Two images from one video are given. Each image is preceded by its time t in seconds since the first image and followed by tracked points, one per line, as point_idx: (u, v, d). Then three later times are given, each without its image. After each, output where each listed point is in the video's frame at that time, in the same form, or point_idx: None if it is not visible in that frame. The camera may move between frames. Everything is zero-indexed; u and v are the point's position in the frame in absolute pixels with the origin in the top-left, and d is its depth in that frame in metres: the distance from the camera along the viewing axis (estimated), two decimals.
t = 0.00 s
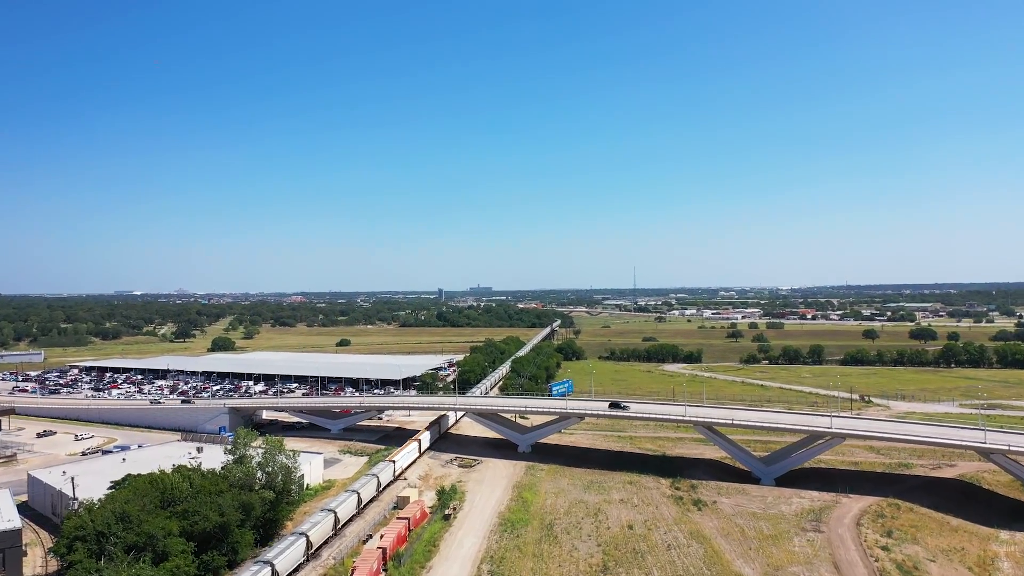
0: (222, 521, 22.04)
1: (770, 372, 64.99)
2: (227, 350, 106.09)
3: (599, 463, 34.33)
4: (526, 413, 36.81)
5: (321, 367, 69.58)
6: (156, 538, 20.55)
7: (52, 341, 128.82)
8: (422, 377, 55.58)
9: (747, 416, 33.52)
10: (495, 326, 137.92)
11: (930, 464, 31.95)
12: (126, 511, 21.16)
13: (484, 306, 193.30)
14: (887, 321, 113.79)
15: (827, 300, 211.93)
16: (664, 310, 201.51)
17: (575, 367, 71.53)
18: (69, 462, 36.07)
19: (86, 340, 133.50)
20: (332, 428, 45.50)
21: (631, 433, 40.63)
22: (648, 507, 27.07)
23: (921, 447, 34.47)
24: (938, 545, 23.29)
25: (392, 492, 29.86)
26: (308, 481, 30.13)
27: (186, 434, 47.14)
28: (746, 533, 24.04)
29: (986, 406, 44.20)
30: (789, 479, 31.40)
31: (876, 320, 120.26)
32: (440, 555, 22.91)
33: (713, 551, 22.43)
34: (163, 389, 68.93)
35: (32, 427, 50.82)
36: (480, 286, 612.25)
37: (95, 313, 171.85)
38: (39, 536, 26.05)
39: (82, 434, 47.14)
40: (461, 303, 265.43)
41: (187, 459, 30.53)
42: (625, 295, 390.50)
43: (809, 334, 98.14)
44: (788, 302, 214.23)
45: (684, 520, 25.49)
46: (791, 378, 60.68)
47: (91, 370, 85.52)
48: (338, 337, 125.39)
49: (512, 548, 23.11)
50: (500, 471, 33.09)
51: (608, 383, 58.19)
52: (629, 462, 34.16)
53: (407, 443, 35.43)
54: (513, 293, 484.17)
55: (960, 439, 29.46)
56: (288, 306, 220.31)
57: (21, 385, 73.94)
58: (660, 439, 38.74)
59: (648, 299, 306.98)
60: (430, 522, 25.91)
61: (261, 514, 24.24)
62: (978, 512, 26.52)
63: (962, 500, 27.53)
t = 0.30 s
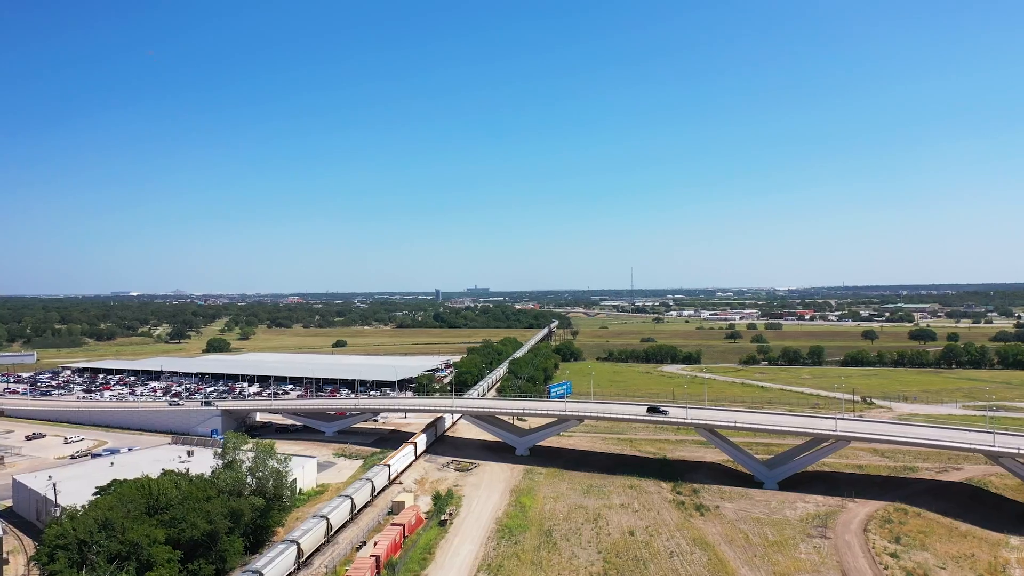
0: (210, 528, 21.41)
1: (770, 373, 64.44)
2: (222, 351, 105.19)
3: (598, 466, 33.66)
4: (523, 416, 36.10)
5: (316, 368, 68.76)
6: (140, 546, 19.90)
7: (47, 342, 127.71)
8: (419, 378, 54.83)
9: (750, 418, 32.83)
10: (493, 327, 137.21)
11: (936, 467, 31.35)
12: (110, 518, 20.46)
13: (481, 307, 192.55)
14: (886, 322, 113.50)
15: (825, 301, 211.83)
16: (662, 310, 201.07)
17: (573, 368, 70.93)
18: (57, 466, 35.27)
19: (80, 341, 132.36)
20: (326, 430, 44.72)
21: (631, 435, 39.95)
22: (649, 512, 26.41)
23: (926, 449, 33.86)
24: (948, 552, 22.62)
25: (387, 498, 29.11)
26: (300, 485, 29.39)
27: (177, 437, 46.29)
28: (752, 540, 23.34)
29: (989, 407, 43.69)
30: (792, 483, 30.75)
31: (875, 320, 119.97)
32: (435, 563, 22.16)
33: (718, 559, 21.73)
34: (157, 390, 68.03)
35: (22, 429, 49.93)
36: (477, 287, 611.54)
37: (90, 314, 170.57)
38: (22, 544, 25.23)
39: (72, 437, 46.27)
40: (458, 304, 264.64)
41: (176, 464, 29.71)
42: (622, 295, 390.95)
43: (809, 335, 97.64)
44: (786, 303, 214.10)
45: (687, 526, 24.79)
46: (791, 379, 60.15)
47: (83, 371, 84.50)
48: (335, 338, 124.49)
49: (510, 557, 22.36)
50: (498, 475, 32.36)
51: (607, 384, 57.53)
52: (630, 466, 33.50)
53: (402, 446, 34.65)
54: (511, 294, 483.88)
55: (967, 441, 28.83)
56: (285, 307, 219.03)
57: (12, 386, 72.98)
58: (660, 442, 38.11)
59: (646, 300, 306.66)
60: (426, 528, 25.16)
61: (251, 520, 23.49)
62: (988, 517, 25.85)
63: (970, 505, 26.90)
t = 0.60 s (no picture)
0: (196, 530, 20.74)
1: (768, 369, 63.98)
2: (216, 346, 104.23)
3: (596, 463, 33.06)
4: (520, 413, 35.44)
5: (310, 364, 67.93)
6: (122, 549, 19.10)
7: (39, 337, 126.36)
8: (414, 374, 54.06)
9: (750, 415, 32.21)
10: (489, 322, 136.56)
11: (939, 465, 30.82)
12: (91, 520, 19.72)
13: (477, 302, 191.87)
14: (883, 317, 113.33)
15: (821, 296, 211.73)
16: (659, 306, 200.60)
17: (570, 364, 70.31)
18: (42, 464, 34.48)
19: (73, 336, 131.07)
20: (319, 427, 43.97)
21: (629, 432, 39.36)
22: (648, 510, 25.81)
23: (928, 446, 33.34)
24: (954, 552, 22.08)
25: (380, 496, 28.43)
26: (290, 484, 28.70)
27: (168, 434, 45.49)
28: (754, 540, 22.76)
29: (990, 403, 43.27)
30: (793, 480, 30.21)
31: (872, 315, 119.81)
32: (429, 565, 21.51)
33: (719, 560, 21.14)
34: (148, 386, 67.11)
35: (9, 426, 49.01)
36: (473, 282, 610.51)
37: (83, 310, 169.05)
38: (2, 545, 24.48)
39: (60, 434, 45.41)
40: (454, 299, 263.81)
41: (164, 463, 28.96)
42: (619, 291, 390.73)
43: (806, 330, 97.26)
44: (783, 298, 213.79)
45: (687, 525, 24.22)
46: (790, 375, 59.66)
47: (74, 367, 83.45)
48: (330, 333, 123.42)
49: (505, 558, 21.72)
50: (494, 473, 31.71)
51: (604, 380, 56.93)
52: (628, 463, 32.90)
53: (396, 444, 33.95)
54: (507, 289, 483.28)
55: (972, 438, 28.29)
56: (280, 302, 217.86)
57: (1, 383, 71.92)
58: (658, 439, 37.53)
59: (642, 295, 306.40)
60: (419, 528, 24.49)
61: (238, 521, 22.81)
62: (993, 515, 25.34)
63: (975, 503, 26.37)
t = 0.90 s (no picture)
0: (178, 529, 20.03)
1: (766, 361, 63.43)
2: (209, 339, 103.16)
3: (593, 457, 32.36)
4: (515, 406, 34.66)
5: (303, 357, 66.99)
6: (100, 550, 18.23)
7: (29, 330, 124.78)
8: (407, 366, 53.24)
9: (751, 408, 31.50)
10: (484, 314, 135.73)
11: (943, 458, 30.23)
12: (67, 519, 18.81)
13: (473, 294, 190.96)
14: (879, 309, 113.15)
15: (818, 288, 211.65)
16: (655, 297, 200.29)
17: (566, 356, 69.62)
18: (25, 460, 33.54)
19: (65, 329, 129.65)
20: (310, 421, 43.13)
21: (626, 425, 38.67)
22: (647, 506, 25.12)
23: (931, 440, 32.76)
24: (962, 548, 21.47)
25: (371, 492, 27.67)
26: (279, 480, 27.91)
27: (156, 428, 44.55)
28: (756, 537, 22.10)
29: (990, 395, 42.78)
30: (794, 475, 29.57)
31: (868, 307, 119.64)
32: (421, 564, 20.77)
33: (722, 558, 20.45)
34: (138, 379, 66.07)
35: None
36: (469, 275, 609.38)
37: (75, 302, 167.34)
38: None
39: (45, 428, 44.43)
40: (449, 292, 262.73)
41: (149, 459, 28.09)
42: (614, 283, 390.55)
43: (803, 322, 96.89)
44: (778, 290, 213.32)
45: (687, 522, 23.54)
46: (788, 367, 59.09)
47: (64, 359, 82.27)
48: (324, 326, 122.39)
49: (500, 557, 20.98)
50: (488, 468, 30.97)
51: (600, 373, 56.23)
52: (625, 457, 32.22)
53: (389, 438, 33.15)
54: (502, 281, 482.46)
55: (977, 431, 27.67)
56: (274, 294, 216.34)
57: None
58: (656, 432, 36.86)
59: (638, 287, 305.85)
60: (411, 526, 23.76)
61: (223, 519, 22.11)
62: (999, 510, 24.74)
63: (980, 498, 25.78)
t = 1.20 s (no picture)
0: (156, 532, 19.03)
1: (763, 354, 62.79)
2: (199, 332, 101.79)
3: (589, 453, 31.55)
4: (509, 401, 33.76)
5: (294, 350, 65.97)
6: (71, 555, 17.22)
7: (18, 324, 122.97)
8: (399, 360, 52.28)
9: (750, 403, 30.70)
10: (478, 307, 134.74)
11: (947, 454, 29.56)
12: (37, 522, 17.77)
13: (468, 286, 189.88)
14: (875, 302, 112.88)
15: (813, 281, 211.37)
16: (650, 290, 199.82)
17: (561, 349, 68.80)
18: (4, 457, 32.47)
19: (54, 323, 127.94)
20: (299, 416, 42.15)
21: (623, 420, 37.88)
22: (645, 505, 24.31)
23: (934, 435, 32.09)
24: (971, 548, 20.76)
25: (361, 490, 26.74)
26: (264, 478, 26.96)
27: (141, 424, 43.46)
28: (758, 537, 21.32)
29: (991, 389, 42.22)
30: (795, 471, 28.84)
31: (864, 300, 119.44)
32: (411, 566, 19.90)
33: (724, 560, 19.66)
34: (126, 373, 64.82)
35: None
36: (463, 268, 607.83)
37: (65, 295, 165.32)
38: None
39: (28, 424, 43.27)
40: (444, 285, 261.55)
41: (130, 458, 27.06)
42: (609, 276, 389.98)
43: (799, 315, 96.34)
44: (774, 283, 212.94)
45: (687, 521, 22.74)
46: (785, 360, 58.45)
47: (51, 353, 80.85)
48: (316, 319, 121.18)
49: (493, 559, 20.13)
50: (481, 465, 30.11)
51: (595, 366, 55.41)
52: (622, 453, 31.42)
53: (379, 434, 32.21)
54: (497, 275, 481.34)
55: (983, 425, 26.99)
56: (267, 287, 214.64)
57: None
58: (654, 427, 36.07)
59: (633, 280, 305.22)
60: (402, 526, 22.87)
61: (204, 520, 21.15)
62: (1006, 507, 24.08)
63: (986, 494, 25.12)
